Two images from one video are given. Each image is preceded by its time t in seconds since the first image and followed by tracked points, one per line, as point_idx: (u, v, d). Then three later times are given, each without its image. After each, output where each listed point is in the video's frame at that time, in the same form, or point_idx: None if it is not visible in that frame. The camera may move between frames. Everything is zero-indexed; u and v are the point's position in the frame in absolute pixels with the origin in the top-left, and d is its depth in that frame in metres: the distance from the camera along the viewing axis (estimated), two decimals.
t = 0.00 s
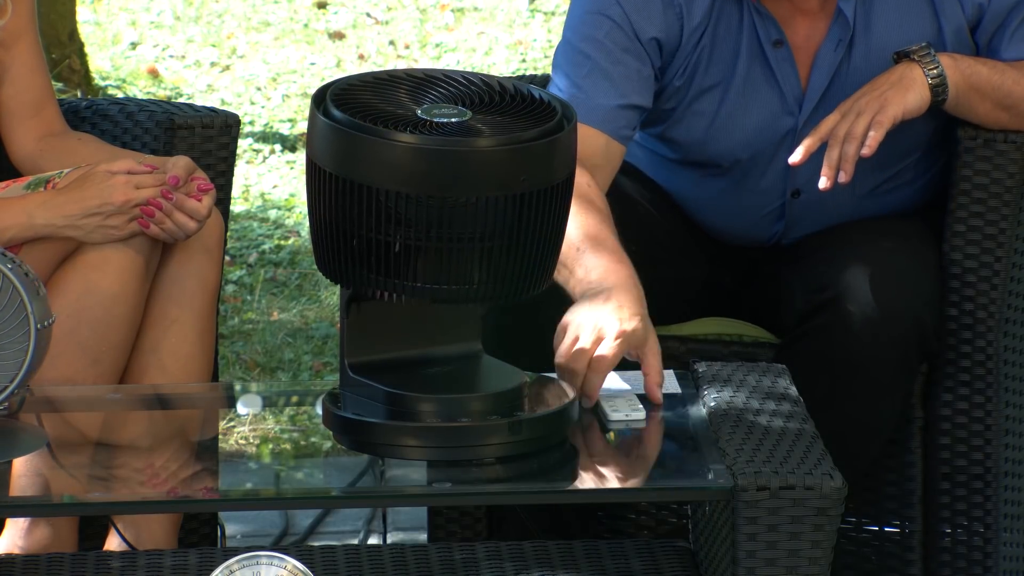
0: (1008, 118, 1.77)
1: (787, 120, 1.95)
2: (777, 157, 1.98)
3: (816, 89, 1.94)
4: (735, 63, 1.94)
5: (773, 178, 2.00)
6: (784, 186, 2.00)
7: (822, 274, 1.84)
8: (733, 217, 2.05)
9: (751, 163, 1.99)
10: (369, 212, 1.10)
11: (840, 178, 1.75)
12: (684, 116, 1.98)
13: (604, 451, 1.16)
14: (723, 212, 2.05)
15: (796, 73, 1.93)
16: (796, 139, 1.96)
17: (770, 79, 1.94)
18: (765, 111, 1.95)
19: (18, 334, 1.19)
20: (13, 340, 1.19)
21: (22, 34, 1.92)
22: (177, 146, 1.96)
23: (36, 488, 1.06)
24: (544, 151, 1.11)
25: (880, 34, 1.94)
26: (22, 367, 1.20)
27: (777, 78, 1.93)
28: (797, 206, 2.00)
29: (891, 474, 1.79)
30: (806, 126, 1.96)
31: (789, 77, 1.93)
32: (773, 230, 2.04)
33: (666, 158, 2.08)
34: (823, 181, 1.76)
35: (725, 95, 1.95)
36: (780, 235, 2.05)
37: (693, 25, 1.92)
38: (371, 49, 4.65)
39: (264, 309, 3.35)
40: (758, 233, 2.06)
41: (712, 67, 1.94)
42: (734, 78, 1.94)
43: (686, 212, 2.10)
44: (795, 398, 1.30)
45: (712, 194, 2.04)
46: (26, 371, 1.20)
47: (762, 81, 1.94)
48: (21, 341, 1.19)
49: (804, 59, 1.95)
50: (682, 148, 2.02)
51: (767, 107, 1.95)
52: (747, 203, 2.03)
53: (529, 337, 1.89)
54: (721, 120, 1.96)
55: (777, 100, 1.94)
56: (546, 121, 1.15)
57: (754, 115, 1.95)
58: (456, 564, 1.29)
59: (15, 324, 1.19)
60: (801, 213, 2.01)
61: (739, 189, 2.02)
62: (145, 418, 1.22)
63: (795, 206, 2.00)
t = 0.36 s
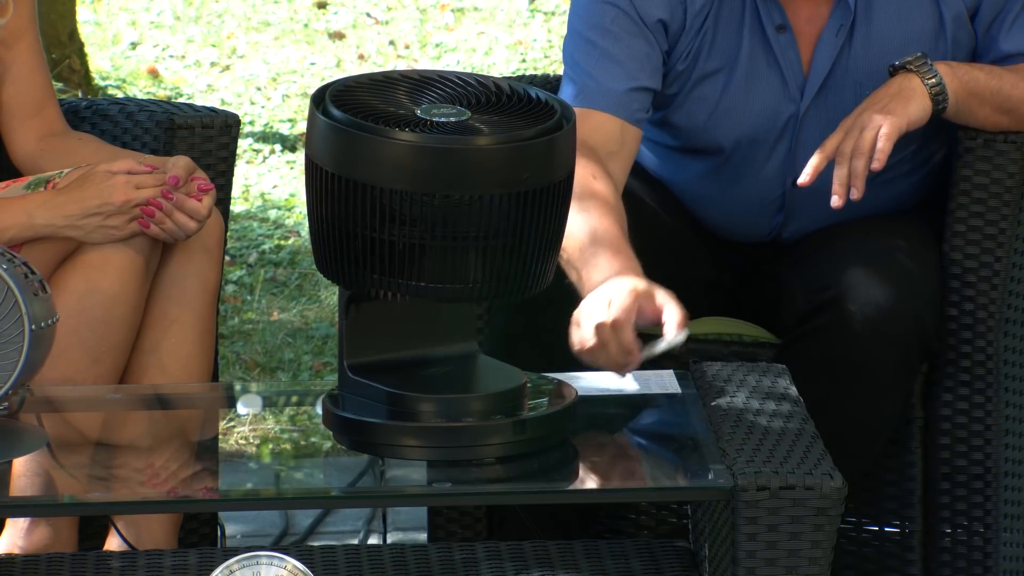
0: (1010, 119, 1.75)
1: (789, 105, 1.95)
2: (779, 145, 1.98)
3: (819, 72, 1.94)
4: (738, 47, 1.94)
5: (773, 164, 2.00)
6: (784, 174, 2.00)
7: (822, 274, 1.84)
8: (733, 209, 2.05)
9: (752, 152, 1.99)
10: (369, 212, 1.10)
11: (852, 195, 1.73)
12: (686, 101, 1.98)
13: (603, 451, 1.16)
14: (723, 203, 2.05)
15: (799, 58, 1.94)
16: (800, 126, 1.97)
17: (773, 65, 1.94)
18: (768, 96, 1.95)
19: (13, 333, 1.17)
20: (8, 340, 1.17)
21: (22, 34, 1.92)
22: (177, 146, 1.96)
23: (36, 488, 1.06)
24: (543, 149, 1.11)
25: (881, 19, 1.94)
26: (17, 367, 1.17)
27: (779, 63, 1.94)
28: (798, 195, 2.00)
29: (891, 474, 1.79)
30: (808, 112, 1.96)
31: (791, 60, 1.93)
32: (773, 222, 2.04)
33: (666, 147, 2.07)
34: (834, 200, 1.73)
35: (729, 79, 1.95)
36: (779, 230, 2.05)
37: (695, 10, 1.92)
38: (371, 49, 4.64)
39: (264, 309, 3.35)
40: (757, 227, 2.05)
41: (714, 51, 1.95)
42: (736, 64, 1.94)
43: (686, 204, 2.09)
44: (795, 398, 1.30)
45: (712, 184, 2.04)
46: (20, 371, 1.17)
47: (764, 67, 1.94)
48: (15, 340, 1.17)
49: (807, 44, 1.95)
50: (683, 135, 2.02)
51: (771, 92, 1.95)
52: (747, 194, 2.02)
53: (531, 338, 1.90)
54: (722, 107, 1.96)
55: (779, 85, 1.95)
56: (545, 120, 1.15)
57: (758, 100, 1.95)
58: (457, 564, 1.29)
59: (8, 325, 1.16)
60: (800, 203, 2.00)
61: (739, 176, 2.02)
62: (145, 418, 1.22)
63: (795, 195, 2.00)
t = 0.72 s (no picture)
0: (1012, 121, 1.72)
1: (781, 101, 1.95)
2: (772, 140, 1.98)
3: (811, 67, 1.94)
4: (728, 42, 1.94)
5: (769, 161, 1.99)
6: (779, 169, 1.99)
7: (822, 274, 1.84)
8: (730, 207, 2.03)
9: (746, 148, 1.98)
10: (368, 210, 1.10)
11: (862, 208, 1.68)
12: (679, 97, 1.98)
13: (604, 450, 1.16)
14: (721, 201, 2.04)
15: (790, 52, 1.94)
16: (792, 121, 1.97)
17: (764, 61, 1.95)
18: (760, 91, 1.95)
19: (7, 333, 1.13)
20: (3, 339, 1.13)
21: (22, 34, 1.92)
22: (177, 146, 1.96)
23: (37, 488, 1.06)
24: (543, 148, 1.11)
25: (873, 13, 1.94)
26: (11, 365, 1.13)
27: (770, 58, 1.94)
28: (794, 190, 1.99)
29: (891, 474, 1.79)
30: (801, 107, 1.96)
31: (781, 56, 1.93)
32: (771, 219, 2.03)
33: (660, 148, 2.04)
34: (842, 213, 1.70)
35: (720, 74, 1.96)
36: (778, 229, 2.03)
37: (684, 6, 1.93)
38: (371, 49, 4.64)
39: (264, 309, 3.35)
40: (754, 226, 2.04)
41: (705, 47, 1.95)
42: (727, 60, 1.95)
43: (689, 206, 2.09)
44: (795, 398, 1.30)
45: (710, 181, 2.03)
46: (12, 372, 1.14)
47: (756, 63, 1.95)
48: (9, 340, 1.13)
49: (798, 38, 1.95)
50: (677, 134, 2.01)
51: (763, 86, 1.95)
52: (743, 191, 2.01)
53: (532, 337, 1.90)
54: (715, 103, 1.97)
55: (772, 79, 1.95)
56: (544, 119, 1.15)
57: (750, 95, 1.96)
58: (457, 564, 1.29)
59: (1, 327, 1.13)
60: (796, 199, 1.99)
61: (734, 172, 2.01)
62: (145, 418, 1.22)
63: (792, 190, 1.99)
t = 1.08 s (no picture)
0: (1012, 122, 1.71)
1: (775, 101, 1.96)
2: (767, 140, 1.99)
3: (805, 68, 1.94)
4: (721, 42, 1.94)
5: (763, 161, 2.00)
6: (775, 169, 2.00)
7: (822, 274, 1.84)
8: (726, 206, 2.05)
9: (741, 149, 1.99)
10: (368, 209, 1.10)
11: (864, 215, 1.67)
12: (674, 98, 1.98)
13: (604, 450, 1.16)
14: (717, 201, 2.05)
15: (782, 52, 1.94)
16: (786, 121, 1.97)
17: (757, 61, 1.95)
18: (753, 91, 1.96)
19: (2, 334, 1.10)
20: None
21: (22, 34, 1.92)
22: (177, 146, 1.96)
23: (37, 488, 1.06)
24: (543, 148, 1.11)
25: (865, 12, 1.94)
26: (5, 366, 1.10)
27: (764, 59, 1.94)
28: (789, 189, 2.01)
29: (891, 474, 1.79)
30: (795, 108, 1.96)
31: (775, 56, 1.93)
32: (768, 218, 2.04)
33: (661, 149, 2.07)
34: (845, 221, 1.66)
35: (713, 75, 1.96)
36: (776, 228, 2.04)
37: (678, 8, 1.93)
38: (371, 49, 4.64)
39: (264, 309, 3.35)
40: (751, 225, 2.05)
41: (700, 48, 1.95)
42: (720, 60, 1.95)
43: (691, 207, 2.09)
44: (796, 398, 1.30)
45: (708, 181, 2.04)
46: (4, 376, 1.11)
47: (749, 63, 1.95)
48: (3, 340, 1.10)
49: (791, 37, 1.95)
50: (673, 135, 2.02)
51: (756, 87, 1.95)
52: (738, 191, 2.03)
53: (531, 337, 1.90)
54: (710, 103, 1.97)
55: (765, 79, 1.95)
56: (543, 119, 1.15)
57: (743, 96, 1.96)
58: (457, 564, 1.29)
59: None
60: (791, 198, 2.00)
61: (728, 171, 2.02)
62: (144, 418, 1.22)
63: (786, 189, 2.01)
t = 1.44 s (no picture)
0: (1012, 122, 1.71)
1: (775, 103, 1.95)
2: (767, 142, 1.98)
3: (804, 69, 1.94)
4: (720, 45, 1.94)
5: (763, 162, 1.99)
6: (774, 170, 2.00)
7: (823, 274, 1.84)
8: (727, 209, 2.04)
9: (741, 152, 1.98)
10: (368, 209, 1.10)
11: (863, 217, 1.67)
12: (673, 101, 1.98)
13: (604, 450, 1.16)
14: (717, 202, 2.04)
15: (781, 54, 1.94)
16: (786, 123, 1.97)
17: (756, 63, 1.95)
18: (752, 94, 1.95)
19: None
20: None
21: (22, 34, 1.92)
22: (176, 146, 1.96)
23: (37, 488, 1.06)
24: (543, 147, 1.11)
25: (863, 14, 1.94)
26: None
27: (762, 60, 1.94)
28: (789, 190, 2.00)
29: (891, 474, 1.79)
30: (795, 109, 1.96)
31: (774, 58, 1.93)
32: (768, 218, 2.03)
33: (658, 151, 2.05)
34: (844, 224, 1.68)
35: (712, 78, 1.96)
36: (776, 229, 2.03)
37: (675, 11, 1.94)
38: (371, 49, 4.64)
39: (264, 309, 3.35)
40: (752, 227, 2.04)
41: (698, 51, 1.95)
42: (719, 62, 1.95)
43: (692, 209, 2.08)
44: (795, 398, 1.30)
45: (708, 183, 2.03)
46: None
47: (748, 65, 1.95)
48: None
49: (790, 40, 1.95)
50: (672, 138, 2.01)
51: (755, 89, 1.95)
52: (738, 193, 2.02)
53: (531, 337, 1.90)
54: (709, 105, 1.97)
55: (764, 81, 1.95)
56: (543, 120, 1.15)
57: (742, 99, 1.96)
58: (457, 564, 1.29)
59: None
60: (791, 200, 2.00)
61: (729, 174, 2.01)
62: (144, 418, 1.22)
63: (787, 191, 1.99)
